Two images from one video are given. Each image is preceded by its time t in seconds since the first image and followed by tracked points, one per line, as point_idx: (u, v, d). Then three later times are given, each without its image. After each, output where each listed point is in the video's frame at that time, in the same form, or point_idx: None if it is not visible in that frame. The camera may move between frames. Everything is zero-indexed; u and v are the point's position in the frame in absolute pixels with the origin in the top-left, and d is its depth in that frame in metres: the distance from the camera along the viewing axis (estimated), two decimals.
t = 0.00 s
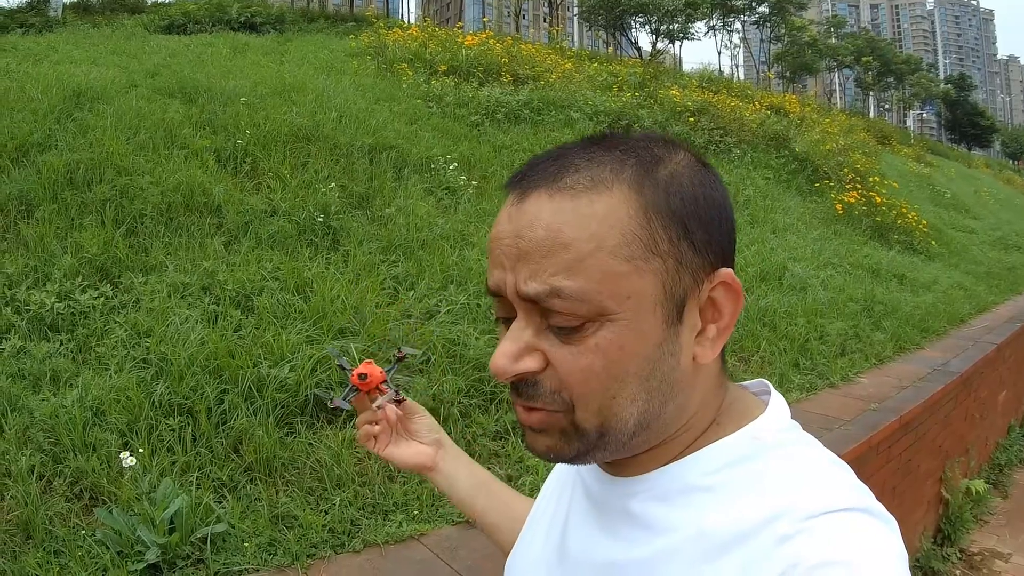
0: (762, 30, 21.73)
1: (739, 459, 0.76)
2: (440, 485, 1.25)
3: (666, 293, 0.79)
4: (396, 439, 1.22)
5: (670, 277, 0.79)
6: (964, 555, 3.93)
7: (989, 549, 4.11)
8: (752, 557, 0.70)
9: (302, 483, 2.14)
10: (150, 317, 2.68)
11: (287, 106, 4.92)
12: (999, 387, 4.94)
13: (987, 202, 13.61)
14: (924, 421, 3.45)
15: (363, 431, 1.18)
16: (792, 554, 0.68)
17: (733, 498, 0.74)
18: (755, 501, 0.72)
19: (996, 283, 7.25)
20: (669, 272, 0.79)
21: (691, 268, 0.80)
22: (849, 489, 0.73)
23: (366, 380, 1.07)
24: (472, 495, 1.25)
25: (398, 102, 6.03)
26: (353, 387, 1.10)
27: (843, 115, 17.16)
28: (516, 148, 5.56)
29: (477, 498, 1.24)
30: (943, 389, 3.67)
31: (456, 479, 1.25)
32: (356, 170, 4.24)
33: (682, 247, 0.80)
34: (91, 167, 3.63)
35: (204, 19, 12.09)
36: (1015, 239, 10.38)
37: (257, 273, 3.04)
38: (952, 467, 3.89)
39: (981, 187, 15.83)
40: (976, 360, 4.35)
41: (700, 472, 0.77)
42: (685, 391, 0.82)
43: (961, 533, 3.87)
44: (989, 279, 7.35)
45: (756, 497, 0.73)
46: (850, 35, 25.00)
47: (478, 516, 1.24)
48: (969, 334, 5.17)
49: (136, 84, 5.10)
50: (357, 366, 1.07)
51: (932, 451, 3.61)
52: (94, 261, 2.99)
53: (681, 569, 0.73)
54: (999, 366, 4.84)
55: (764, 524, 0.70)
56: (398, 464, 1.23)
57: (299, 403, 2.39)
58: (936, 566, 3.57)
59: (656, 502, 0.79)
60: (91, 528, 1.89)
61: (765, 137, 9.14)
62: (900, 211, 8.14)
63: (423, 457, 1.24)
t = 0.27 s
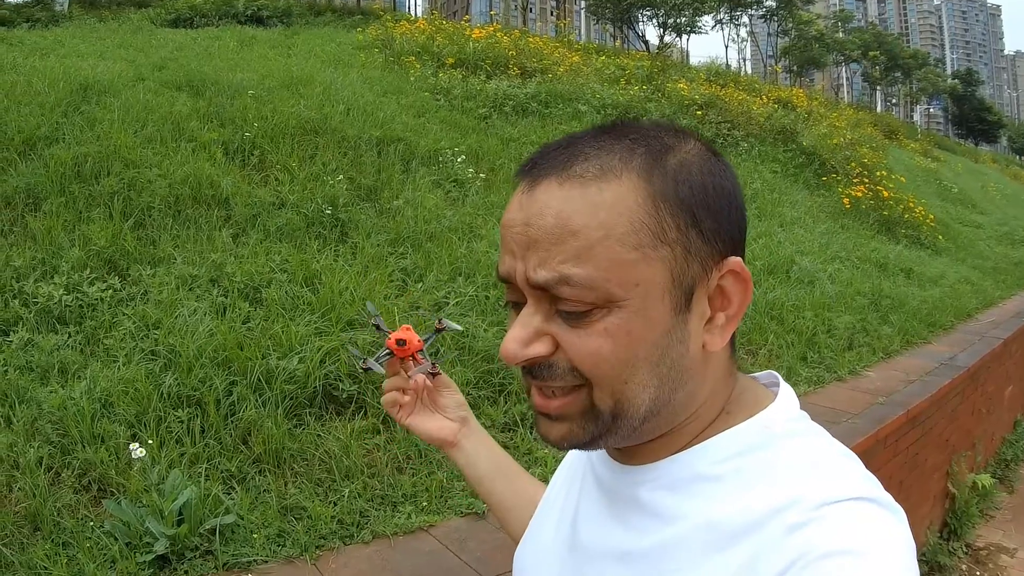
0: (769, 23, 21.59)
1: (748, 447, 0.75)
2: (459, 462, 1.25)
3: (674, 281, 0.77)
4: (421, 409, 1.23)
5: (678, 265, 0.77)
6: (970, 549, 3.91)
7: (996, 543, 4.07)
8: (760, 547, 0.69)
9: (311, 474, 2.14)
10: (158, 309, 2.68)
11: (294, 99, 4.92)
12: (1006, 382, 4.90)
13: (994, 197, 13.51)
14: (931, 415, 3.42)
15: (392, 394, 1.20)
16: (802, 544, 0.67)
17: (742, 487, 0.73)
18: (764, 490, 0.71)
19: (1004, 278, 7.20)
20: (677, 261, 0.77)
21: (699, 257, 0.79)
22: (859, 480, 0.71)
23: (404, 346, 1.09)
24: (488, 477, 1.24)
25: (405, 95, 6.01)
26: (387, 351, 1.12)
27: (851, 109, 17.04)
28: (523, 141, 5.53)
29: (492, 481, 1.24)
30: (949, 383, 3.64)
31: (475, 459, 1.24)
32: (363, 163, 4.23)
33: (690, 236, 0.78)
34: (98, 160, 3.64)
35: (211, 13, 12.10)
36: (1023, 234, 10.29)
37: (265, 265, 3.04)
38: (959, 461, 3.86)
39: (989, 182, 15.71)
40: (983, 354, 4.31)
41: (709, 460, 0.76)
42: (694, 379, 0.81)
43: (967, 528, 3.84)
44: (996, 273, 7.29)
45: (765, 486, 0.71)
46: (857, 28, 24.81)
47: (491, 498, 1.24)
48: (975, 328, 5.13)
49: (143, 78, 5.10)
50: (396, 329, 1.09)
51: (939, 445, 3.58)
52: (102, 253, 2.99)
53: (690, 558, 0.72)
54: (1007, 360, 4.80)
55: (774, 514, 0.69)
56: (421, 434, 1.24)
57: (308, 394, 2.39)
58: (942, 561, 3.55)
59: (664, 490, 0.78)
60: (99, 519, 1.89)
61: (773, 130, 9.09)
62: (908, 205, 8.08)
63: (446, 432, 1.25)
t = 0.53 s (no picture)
0: (775, 20, 21.51)
1: (756, 441, 0.74)
2: (446, 482, 1.22)
3: (648, 273, 0.75)
4: (400, 438, 1.20)
5: (653, 258, 0.74)
6: (973, 547, 3.89)
7: (999, 541, 4.04)
8: (766, 541, 0.68)
9: (317, 469, 2.14)
10: (164, 304, 2.68)
11: (300, 95, 4.91)
12: (1010, 380, 4.88)
13: (998, 195, 13.46)
14: (936, 412, 3.40)
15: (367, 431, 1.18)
16: (811, 539, 0.66)
17: (749, 480, 0.72)
18: (769, 485, 0.70)
19: (1009, 276, 7.17)
20: (652, 252, 0.74)
21: (679, 250, 0.74)
22: (866, 475, 0.70)
23: (366, 385, 1.05)
24: (479, 493, 1.21)
25: (411, 91, 6.00)
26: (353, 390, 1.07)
27: (855, 107, 16.98)
28: (529, 138, 5.52)
29: (482, 495, 1.21)
30: (954, 380, 3.62)
31: (462, 476, 1.22)
32: (369, 159, 4.23)
33: (668, 227, 0.74)
34: (104, 156, 3.65)
35: (216, 10, 12.11)
36: None
37: (271, 260, 3.04)
38: (963, 459, 3.84)
39: (993, 180, 15.65)
40: (988, 351, 4.29)
41: (715, 453, 0.75)
42: (678, 374, 0.78)
43: (972, 525, 3.82)
44: (1002, 272, 7.26)
45: (772, 480, 0.71)
46: (862, 26, 24.72)
47: (485, 513, 1.21)
48: (980, 325, 5.11)
49: (148, 74, 5.11)
50: (356, 368, 1.05)
51: (944, 442, 3.56)
52: (108, 248, 3.00)
53: (695, 550, 0.71)
54: (1011, 358, 4.78)
55: (782, 509, 0.68)
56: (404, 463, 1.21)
57: (314, 389, 2.39)
58: (946, 558, 3.53)
59: (669, 481, 0.77)
60: (106, 513, 1.90)
61: (779, 127, 9.06)
62: (913, 203, 8.04)
63: (427, 458, 1.21)
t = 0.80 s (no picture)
0: (777, 21, 21.50)
1: (761, 431, 0.74)
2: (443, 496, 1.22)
3: (578, 262, 0.79)
4: (395, 456, 1.21)
5: (582, 247, 0.79)
6: (975, 547, 3.88)
7: (1000, 541, 4.04)
8: (770, 533, 0.68)
9: (321, 466, 2.14)
10: (167, 302, 2.68)
11: (302, 94, 4.92)
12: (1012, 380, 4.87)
13: (1000, 196, 13.44)
14: (938, 411, 3.40)
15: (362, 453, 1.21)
16: (814, 533, 0.66)
17: (756, 471, 0.71)
18: (776, 477, 0.70)
19: (1011, 277, 7.15)
20: (581, 242, 0.79)
21: (603, 242, 0.77)
22: (868, 468, 0.70)
23: (354, 404, 1.07)
24: (477, 503, 1.21)
25: (413, 91, 6.00)
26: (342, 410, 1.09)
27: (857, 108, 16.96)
28: (532, 137, 5.52)
29: (479, 505, 1.21)
30: (955, 379, 3.61)
31: (458, 488, 1.21)
32: (372, 158, 4.23)
33: (594, 221, 0.78)
34: (107, 154, 3.65)
35: (217, 9, 12.13)
36: None
37: (274, 258, 3.04)
38: (964, 459, 3.83)
39: (995, 181, 15.63)
40: (989, 351, 4.29)
41: (718, 445, 0.75)
42: (625, 362, 0.79)
43: (973, 526, 3.82)
44: (1003, 272, 7.24)
45: (778, 471, 0.70)
46: (864, 27, 24.71)
47: (484, 524, 1.20)
48: (981, 325, 5.11)
49: (151, 73, 5.11)
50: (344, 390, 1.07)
51: (945, 442, 3.56)
52: (111, 247, 3.00)
53: (699, 539, 0.71)
54: (1012, 359, 4.77)
55: (785, 502, 0.68)
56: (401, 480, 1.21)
57: (317, 386, 2.39)
58: (947, 558, 3.52)
59: (670, 471, 0.77)
60: (110, 510, 1.90)
61: (780, 128, 9.05)
62: (915, 203, 8.04)
63: (423, 472, 1.22)
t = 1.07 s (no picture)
0: (777, 24, 21.51)
1: (769, 433, 0.73)
2: (445, 498, 1.21)
3: (582, 261, 0.79)
4: (397, 458, 1.20)
5: (586, 246, 0.78)
6: (976, 550, 3.87)
7: (1001, 544, 4.02)
8: (779, 536, 0.67)
9: (323, 468, 2.13)
10: (168, 303, 2.68)
11: (303, 96, 4.92)
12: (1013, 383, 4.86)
13: (1002, 199, 13.42)
14: (940, 414, 3.39)
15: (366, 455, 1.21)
16: (822, 536, 0.65)
17: (763, 473, 0.71)
18: (784, 480, 0.69)
19: (1012, 280, 7.14)
20: (586, 240, 0.78)
21: (608, 241, 0.77)
22: (876, 471, 0.70)
23: (360, 402, 1.06)
24: (480, 505, 1.20)
25: (414, 93, 6.01)
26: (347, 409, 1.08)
27: (858, 110, 16.96)
28: (533, 139, 5.52)
29: (483, 509, 1.20)
30: (958, 382, 3.61)
31: (461, 492, 1.21)
32: (373, 160, 4.23)
33: (599, 220, 0.77)
34: (108, 155, 3.65)
35: (219, 10, 12.14)
36: None
37: (276, 260, 3.04)
38: (966, 461, 3.82)
39: (996, 184, 15.62)
40: (991, 353, 4.28)
41: (726, 447, 0.74)
42: (630, 360, 0.78)
43: (975, 529, 3.81)
44: (1005, 275, 7.23)
45: (786, 474, 0.70)
46: (865, 29, 24.72)
47: (488, 528, 1.19)
48: (983, 328, 5.10)
49: (152, 74, 5.11)
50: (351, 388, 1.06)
51: (947, 444, 3.55)
52: (113, 248, 3.00)
53: (708, 542, 0.70)
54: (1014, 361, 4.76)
55: (794, 505, 0.67)
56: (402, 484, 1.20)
57: (319, 388, 2.39)
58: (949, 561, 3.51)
59: (679, 474, 0.76)
60: (111, 511, 1.89)
61: (782, 130, 9.05)
62: (916, 206, 8.03)
63: (424, 475, 1.20)
